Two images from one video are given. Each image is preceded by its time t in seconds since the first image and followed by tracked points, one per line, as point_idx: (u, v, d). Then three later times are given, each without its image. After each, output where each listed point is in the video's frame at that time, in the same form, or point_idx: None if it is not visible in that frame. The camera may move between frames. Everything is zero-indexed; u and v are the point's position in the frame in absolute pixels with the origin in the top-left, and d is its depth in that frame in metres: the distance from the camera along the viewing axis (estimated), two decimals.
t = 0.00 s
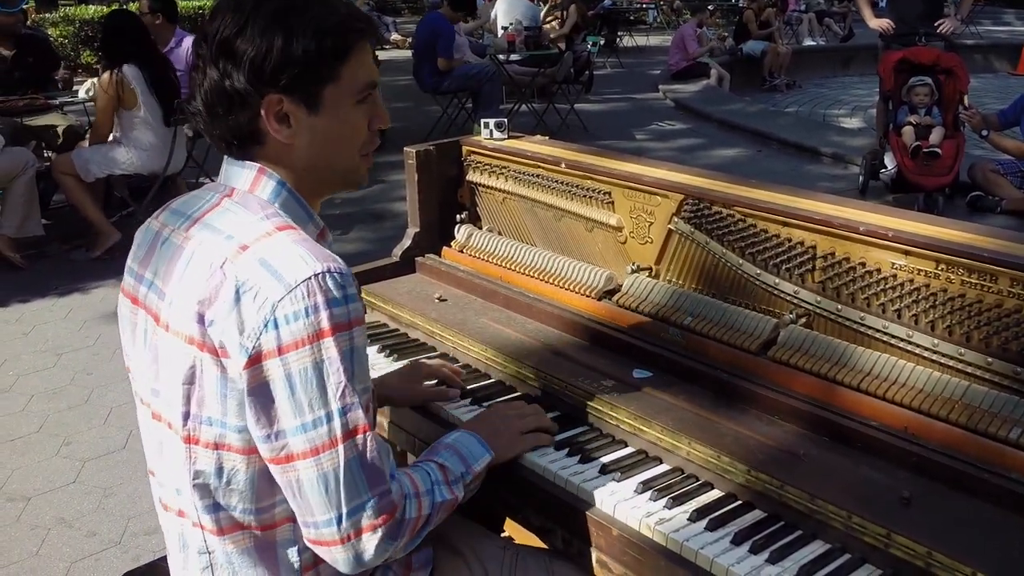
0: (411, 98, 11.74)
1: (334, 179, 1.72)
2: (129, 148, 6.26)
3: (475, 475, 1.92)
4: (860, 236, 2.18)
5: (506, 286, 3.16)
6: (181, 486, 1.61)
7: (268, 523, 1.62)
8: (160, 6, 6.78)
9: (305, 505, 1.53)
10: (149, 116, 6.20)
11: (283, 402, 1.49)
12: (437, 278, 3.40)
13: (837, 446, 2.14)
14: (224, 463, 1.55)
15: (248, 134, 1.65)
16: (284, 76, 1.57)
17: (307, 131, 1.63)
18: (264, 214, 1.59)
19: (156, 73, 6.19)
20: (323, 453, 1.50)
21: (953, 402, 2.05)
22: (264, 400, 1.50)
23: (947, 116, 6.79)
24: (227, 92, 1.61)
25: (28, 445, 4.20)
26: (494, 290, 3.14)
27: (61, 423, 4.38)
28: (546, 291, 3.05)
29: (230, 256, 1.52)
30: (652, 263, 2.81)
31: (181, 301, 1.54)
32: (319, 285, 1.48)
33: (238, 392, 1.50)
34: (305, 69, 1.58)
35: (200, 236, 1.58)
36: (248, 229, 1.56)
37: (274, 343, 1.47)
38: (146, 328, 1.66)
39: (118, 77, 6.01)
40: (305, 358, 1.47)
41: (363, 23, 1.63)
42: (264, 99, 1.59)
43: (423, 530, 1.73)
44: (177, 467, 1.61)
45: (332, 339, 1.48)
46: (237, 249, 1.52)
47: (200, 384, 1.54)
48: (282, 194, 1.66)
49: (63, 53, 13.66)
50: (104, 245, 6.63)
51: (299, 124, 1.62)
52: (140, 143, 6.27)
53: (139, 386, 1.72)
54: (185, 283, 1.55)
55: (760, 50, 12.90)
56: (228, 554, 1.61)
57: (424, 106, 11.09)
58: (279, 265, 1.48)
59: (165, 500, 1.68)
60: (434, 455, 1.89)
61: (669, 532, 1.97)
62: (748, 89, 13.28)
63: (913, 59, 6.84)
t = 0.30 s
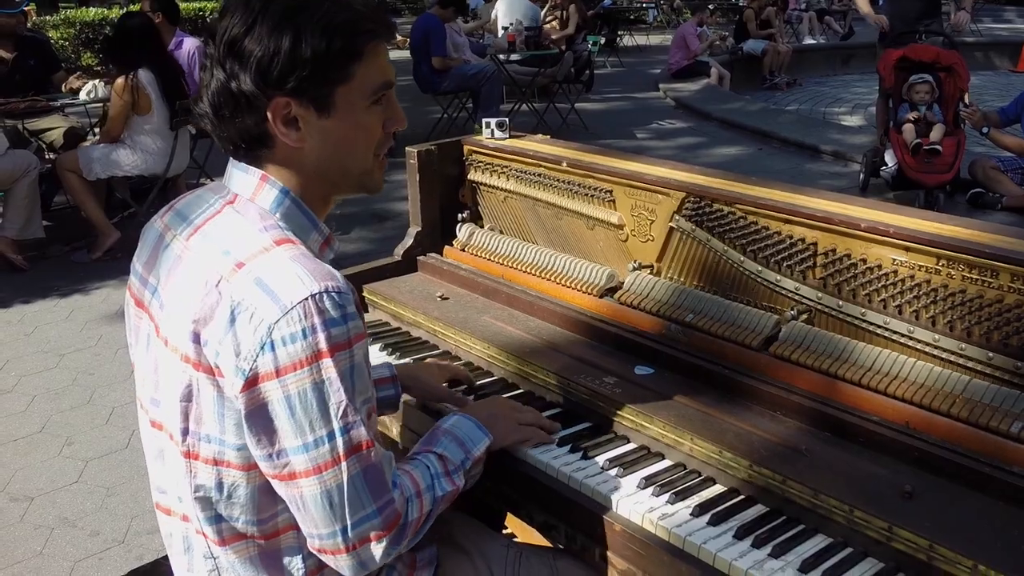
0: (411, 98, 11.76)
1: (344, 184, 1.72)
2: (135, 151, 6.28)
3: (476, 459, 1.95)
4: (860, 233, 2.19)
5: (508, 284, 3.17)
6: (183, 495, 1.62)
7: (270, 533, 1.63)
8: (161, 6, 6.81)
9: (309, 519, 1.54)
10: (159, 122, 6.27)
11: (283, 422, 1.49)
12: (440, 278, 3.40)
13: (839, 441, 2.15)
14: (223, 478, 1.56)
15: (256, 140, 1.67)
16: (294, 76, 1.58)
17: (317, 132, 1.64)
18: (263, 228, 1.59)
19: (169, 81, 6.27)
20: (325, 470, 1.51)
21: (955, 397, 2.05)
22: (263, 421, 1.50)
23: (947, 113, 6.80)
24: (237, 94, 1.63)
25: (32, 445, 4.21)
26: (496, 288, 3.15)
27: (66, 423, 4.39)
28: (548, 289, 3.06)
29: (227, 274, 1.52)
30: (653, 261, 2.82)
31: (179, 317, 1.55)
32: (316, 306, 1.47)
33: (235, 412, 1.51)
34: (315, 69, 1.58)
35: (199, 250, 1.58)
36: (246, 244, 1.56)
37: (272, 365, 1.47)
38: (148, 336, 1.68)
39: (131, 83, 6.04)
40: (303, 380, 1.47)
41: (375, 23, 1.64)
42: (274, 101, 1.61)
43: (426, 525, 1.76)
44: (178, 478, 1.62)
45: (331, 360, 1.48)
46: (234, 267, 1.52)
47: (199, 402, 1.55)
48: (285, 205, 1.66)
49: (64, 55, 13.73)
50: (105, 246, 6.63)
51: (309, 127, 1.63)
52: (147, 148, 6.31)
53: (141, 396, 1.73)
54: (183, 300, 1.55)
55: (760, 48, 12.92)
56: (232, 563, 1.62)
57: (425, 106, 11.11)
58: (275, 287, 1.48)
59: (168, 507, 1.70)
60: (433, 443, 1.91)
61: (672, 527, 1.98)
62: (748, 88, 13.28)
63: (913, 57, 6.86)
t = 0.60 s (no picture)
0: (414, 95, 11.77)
1: (360, 179, 1.73)
2: (138, 148, 6.29)
3: (488, 465, 1.97)
4: (864, 229, 2.19)
5: (512, 281, 3.17)
6: (190, 500, 1.63)
7: (278, 538, 1.63)
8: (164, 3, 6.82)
9: (322, 526, 1.54)
10: (162, 120, 6.26)
11: (293, 433, 1.49)
12: (444, 274, 3.41)
13: (843, 437, 2.15)
14: (232, 486, 1.56)
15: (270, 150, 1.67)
16: (298, 74, 1.58)
17: (328, 129, 1.65)
18: (270, 236, 1.59)
19: (177, 81, 6.27)
20: (337, 479, 1.51)
21: (958, 393, 2.05)
22: (272, 431, 1.50)
23: (952, 108, 6.77)
24: (243, 105, 1.63)
25: (38, 443, 4.23)
26: (501, 285, 3.15)
27: (71, 420, 4.42)
28: (553, 286, 3.06)
29: (235, 285, 1.52)
30: (657, 257, 2.82)
31: (187, 329, 1.55)
32: (326, 317, 1.47)
33: (246, 422, 1.51)
34: (317, 65, 1.58)
35: (204, 259, 1.59)
36: (254, 253, 1.56)
37: (282, 376, 1.47)
38: (154, 343, 1.68)
39: (138, 81, 6.06)
40: (312, 392, 1.48)
41: (371, 8, 1.64)
42: (282, 104, 1.61)
43: (439, 530, 1.77)
44: (185, 484, 1.63)
45: (341, 371, 1.48)
46: (242, 278, 1.52)
47: (206, 412, 1.55)
48: (292, 208, 1.67)
49: (69, 53, 13.77)
50: (110, 243, 6.66)
51: (321, 125, 1.64)
52: (151, 145, 6.31)
53: (146, 403, 1.73)
54: (190, 311, 1.55)
55: (764, 44, 12.89)
56: (239, 569, 1.63)
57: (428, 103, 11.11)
58: (285, 298, 1.48)
59: (175, 510, 1.70)
60: (449, 448, 1.92)
61: (675, 523, 1.98)
62: (752, 84, 13.25)
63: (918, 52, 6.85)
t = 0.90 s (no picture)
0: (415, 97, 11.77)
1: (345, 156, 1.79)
2: (142, 150, 6.30)
3: (480, 469, 1.94)
4: (869, 232, 2.19)
5: (515, 283, 3.17)
6: (196, 507, 1.63)
7: (284, 541, 1.65)
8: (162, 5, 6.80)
9: (326, 530, 1.54)
10: (165, 121, 6.27)
11: (303, 434, 1.49)
12: (448, 276, 3.41)
13: (847, 440, 2.15)
14: (240, 489, 1.57)
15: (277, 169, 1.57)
16: (311, 87, 1.51)
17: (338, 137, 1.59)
18: (274, 239, 1.54)
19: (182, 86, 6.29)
20: (343, 482, 1.52)
21: (963, 397, 2.05)
22: (281, 434, 1.50)
23: (953, 111, 6.76)
24: (252, 128, 1.51)
25: (41, 444, 4.23)
26: (504, 288, 3.15)
27: (74, 422, 4.41)
28: (556, 288, 3.06)
29: (243, 291, 1.48)
30: (661, 260, 2.82)
31: (191, 334, 1.52)
32: (336, 319, 1.46)
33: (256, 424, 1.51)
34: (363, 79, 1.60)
35: (204, 263, 1.55)
36: (258, 257, 1.51)
37: (292, 379, 1.46)
38: (155, 349, 1.66)
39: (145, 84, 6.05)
40: (323, 394, 1.47)
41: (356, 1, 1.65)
42: (295, 120, 1.52)
43: (436, 535, 1.76)
44: (192, 490, 1.62)
45: (350, 373, 1.48)
46: (249, 282, 1.49)
47: (215, 418, 1.53)
48: (289, 211, 1.61)
49: (70, 55, 13.75)
50: (112, 245, 6.67)
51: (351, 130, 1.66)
52: (154, 147, 6.33)
53: (147, 411, 1.72)
54: (193, 316, 1.53)
55: (765, 47, 12.89)
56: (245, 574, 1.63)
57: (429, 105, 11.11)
58: (292, 300, 1.46)
59: (179, 518, 1.70)
60: (441, 453, 1.89)
61: (681, 527, 1.98)
62: (753, 86, 13.26)
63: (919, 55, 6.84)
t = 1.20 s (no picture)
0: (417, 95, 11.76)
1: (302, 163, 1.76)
2: (141, 148, 6.24)
3: (478, 459, 1.94)
4: (872, 227, 2.18)
5: (517, 280, 3.16)
6: (186, 503, 1.62)
7: (273, 527, 1.64)
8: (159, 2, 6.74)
9: (313, 509, 1.54)
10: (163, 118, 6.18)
11: (282, 414, 1.49)
12: (450, 273, 3.41)
13: (851, 436, 2.14)
14: (228, 476, 1.57)
15: (228, 148, 1.56)
16: (256, 66, 1.50)
17: (287, 114, 1.57)
18: (242, 224, 1.56)
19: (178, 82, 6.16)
20: (326, 460, 1.51)
21: (967, 392, 2.04)
22: (261, 414, 1.49)
23: (955, 107, 6.75)
24: (199, 105, 1.51)
25: (44, 442, 4.23)
26: (506, 284, 3.15)
27: (77, 419, 4.41)
28: (559, 284, 3.05)
29: (214, 275, 1.49)
30: (663, 256, 2.81)
31: (169, 322, 1.52)
32: (307, 297, 1.47)
33: (236, 407, 1.51)
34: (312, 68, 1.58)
35: (179, 253, 1.55)
36: (227, 242, 1.52)
37: (268, 359, 1.46)
38: (136, 345, 1.66)
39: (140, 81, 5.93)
40: (299, 372, 1.47)
41: None
42: (241, 93, 1.51)
43: (430, 518, 1.76)
44: (180, 486, 1.62)
45: (326, 350, 1.48)
46: (220, 266, 1.49)
47: (195, 406, 1.53)
48: (259, 198, 1.62)
49: (71, 53, 13.72)
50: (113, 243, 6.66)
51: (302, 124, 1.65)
52: (153, 144, 6.24)
53: (135, 408, 1.72)
54: (170, 306, 1.53)
55: (766, 43, 12.88)
56: (239, 565, 1.63)
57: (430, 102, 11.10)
58: (264, 281, 1.46)
59: (172, 517, 1.70)
60: (434, 441, 1.90)
61: (685, 523, 1.98)
62: (754, 82, 13.24)
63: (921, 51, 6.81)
